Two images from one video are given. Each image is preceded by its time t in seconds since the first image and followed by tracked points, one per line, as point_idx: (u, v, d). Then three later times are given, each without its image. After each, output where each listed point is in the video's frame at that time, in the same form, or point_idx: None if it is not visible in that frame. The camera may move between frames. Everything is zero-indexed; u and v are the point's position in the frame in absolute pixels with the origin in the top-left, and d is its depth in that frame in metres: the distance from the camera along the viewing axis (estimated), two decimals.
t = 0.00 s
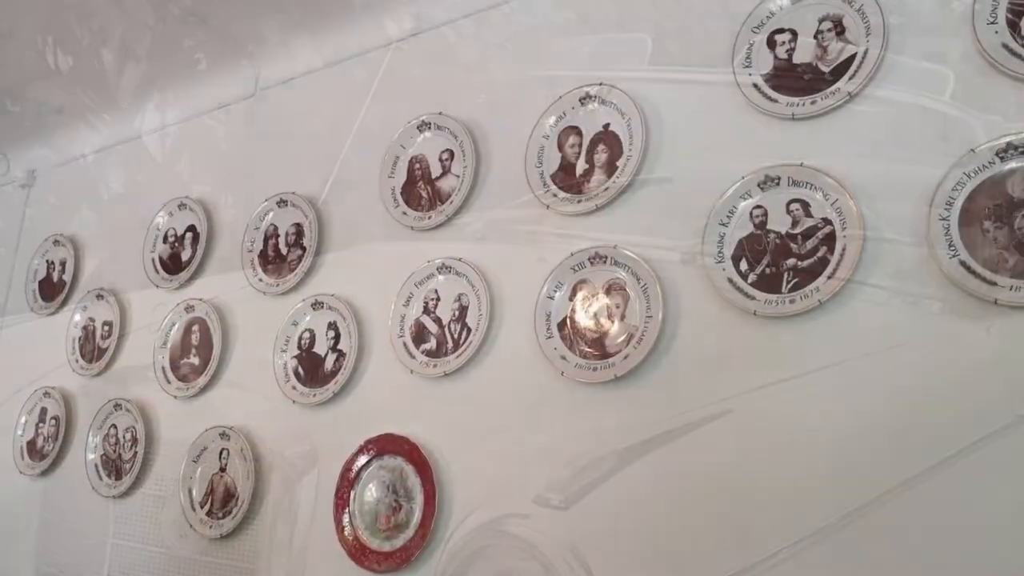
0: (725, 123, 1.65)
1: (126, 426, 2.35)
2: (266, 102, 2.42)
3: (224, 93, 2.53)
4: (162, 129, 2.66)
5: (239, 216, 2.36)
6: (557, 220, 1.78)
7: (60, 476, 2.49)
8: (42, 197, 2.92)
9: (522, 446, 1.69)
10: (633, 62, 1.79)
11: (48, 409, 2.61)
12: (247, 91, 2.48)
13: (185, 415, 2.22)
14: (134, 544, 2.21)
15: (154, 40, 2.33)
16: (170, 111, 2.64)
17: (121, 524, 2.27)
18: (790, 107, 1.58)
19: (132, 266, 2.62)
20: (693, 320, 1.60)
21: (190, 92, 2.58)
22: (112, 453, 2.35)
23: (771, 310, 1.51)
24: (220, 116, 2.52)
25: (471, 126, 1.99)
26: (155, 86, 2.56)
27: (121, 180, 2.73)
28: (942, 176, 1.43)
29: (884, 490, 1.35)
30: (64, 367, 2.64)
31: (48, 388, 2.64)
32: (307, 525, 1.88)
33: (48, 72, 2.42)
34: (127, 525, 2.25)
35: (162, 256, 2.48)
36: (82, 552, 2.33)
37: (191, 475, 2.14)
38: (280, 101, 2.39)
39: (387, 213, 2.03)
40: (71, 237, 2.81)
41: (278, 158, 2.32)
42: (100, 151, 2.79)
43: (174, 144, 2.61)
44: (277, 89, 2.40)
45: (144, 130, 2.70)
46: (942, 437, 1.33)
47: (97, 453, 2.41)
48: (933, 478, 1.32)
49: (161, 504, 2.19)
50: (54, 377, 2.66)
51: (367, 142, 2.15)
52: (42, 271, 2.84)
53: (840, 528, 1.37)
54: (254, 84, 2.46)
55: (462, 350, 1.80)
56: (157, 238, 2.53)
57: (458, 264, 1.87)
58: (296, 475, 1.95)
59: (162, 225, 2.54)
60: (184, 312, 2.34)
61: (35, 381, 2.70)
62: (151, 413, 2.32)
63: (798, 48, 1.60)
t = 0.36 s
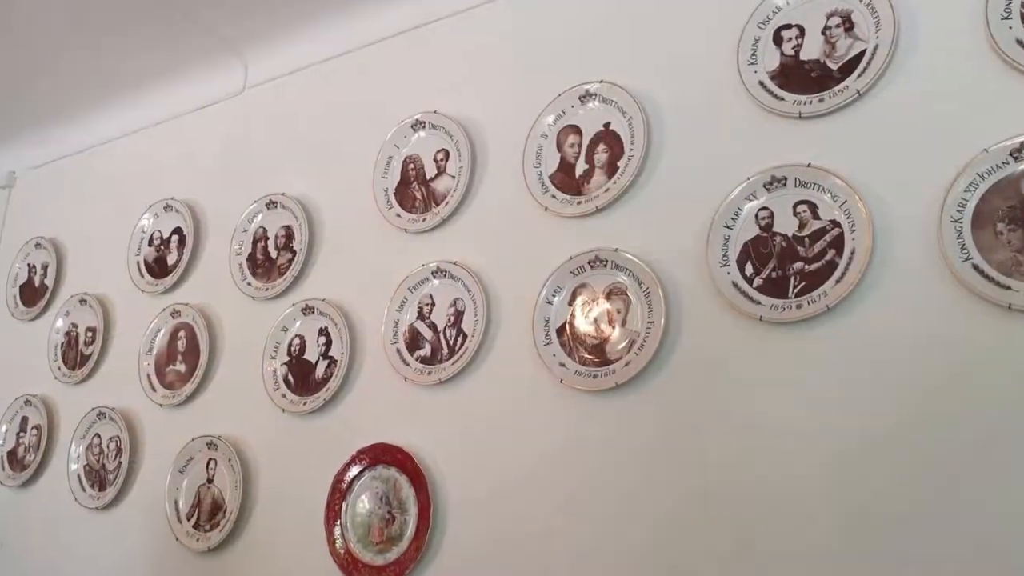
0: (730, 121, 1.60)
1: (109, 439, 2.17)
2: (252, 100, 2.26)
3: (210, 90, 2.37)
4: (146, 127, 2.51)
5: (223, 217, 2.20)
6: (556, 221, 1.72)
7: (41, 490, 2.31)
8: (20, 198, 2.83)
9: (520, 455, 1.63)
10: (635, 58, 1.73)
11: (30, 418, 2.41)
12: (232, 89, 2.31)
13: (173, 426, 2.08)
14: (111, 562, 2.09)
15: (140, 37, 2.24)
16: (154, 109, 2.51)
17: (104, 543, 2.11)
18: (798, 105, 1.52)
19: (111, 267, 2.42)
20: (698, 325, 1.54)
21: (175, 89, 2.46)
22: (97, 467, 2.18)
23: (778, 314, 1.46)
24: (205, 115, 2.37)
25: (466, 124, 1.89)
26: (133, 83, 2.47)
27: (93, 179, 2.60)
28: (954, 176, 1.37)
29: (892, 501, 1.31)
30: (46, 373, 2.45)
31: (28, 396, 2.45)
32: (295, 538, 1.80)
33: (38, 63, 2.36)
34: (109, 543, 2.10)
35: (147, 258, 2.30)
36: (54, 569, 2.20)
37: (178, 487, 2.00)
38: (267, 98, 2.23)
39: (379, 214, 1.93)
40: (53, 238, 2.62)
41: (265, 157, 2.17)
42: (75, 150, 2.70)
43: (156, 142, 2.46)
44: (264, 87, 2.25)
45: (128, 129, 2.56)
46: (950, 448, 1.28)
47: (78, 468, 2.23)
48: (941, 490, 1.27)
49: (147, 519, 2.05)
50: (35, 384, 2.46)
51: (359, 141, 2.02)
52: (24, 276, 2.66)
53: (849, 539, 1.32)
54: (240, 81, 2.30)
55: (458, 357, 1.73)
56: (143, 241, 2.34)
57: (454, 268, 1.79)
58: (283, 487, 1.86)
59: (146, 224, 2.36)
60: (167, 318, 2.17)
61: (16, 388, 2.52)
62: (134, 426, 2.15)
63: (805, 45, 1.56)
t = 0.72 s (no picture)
0: (735, 120, 1.54)
1: (92, 449, 2.11)
2: (240, 99, 2.21)
3: (198, 87, 2.31)
4: (135, 125, 2.43)
5: (209, 221, 2.15)
6: (554, 224, 1.66)
7: (19, 501, 2.25)
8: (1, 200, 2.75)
9: (517, 467, 1.57)
10: (636, 55, 1.68)
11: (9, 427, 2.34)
12: (219, 87, 2.25)
13: (159, 435, 2.02)
14: None
15: (125, 34, 2.18)
16: (144, 106, 2.44)
17: (85, 555, 2.05)
18: (805, 103, 1.47)
19: (93, 271, 2.36)
20: (701, 331, 1.48)
21: (164, 84, 2.38)
22: (78, 477, 2.12)
23: (785, 321, 1.40)
24: (191, 114, 2.30)
25: (461, 123, 1.84)
26: (117, 81, 2.40)
27: (77, 181, 2.52)
28: (969, 176, 1.32)
29: (905, 514, 1.25)
30: (25, 381, 2.38)
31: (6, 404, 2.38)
32: (284, 552, 1.74)
33: (23, 61, 2.30)
34: (92, 556, 2.04)
35: (131, 263, 2.24)
36: None
37: (162, 499, 1.94)
38: (255, 97, 2.18)
39: (371, 216, 1.87)
40: (35, 242, 2.55)
41: (253, 158, 2.12)
42: (57, 150, 2.63)
43: (143, 142, 2.39)
44: (253, 86, 2.19)
45: (116, 127, 2.48)
46: (965, 460, 1.23)
47: (58, 479, 2.17)
48: (955, 505, 1.22)
49: (131, 531, 1.99)
50: (15, 391, 2.40)
51: (348, 142, 1.97)
52: (4, 281, 2.59)
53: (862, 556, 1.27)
54: (228, 79, 2.24)
55: (453, 364, 1.67)
56: (126, 244, 2.28)
57: (449, 273, 1.73)
58: (272, 498, 1.79)
59: (129, 227, 2.30)
60: (153, 325, 2.12)
61: None
62: (118, 435, 2.09)
63: (813, 41, 1.50)
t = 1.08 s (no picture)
0: (738, 119, 1.49)
1: (73, 459, 2.05)
2: (226, 97, 2.15)
3: (184, 84, 2.24)
4: (129, 120, 2.34)
5: (194, 223, 2.09)
6: (551, 227, 1.61)
7: None
8: None
9: (514, 478, 1.52)
10: (636, 52, 1.62)
11: None
12: (205, 85, 2.19)
13: (143, 445, 1.96)
14: None
15: (108, 30, 2.12)
16: (138, 99, 2.35)
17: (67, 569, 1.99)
18: (813, 101, 1.42)
19: (73, 275, 2.29)
20: (704, 338, 1.43)
21: (157, 78, 2.30)
22: (59, 489, 2.06)
23: (793, 327, 1.35)
24: (177, 112, 2.24)
25: (456, 122, 1.78)
26: (99, 79, 2.33)
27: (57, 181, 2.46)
28: (983, 177, 1.27)
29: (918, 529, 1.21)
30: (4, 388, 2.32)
31: None
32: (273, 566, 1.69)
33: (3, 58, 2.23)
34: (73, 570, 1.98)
35: (115, 268, 2.18)
36: None
37: (147, 511, 1.88)
38: (242, 95, 2.12)
39: (363, 218, 1.82)
40: (15, 245, 2.49)
41: (240, 158, 2.06)
42: (37, 149, 2.55)
43: (135, 138, 2.31)
44: (240, 84, 2.13)
45: (108, 121, 2.40)
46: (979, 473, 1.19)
47: (38, 490, 2.11)
48: (970, 519, 1.18)
49: (114, 544, 1.93)
50: None
51: (337, 141, 1.91)
52: None
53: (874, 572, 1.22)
54: (214, 76, 2.18)
55: (448, 372, 1.62)
56: (109, 247, 2.22)
57: (443, 277, 1.68)
58: (261, 510, 1.74)
59: (111, 230, 2.24)
60: (137, 332, 2.06)
61: None
62: (101, 445, 2.03)
63: (820, 36, 1.45)
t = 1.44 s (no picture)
0: (744, 117, 1.44)
1: (54, 470, 1.99)
2: (213, 94, 2.09)
3: (170, 81, 2.18)
4: (131, 111, 2.25)
5: (179, 226, 2.03)
6: (547, 230, 1.56)
7: None
8: None
9: (510, 491, 1.46)
10: (638, 48, 1.57)
11: None
12: (190, 82, 2.13)
13: (126, 455, 1.90)
14: None
15: (89, 25, 2.07)
16: (123, 96, 2.28)
17: None
18: (821, 99, 1.36)
19: (55, 278, 2.24)
20: (709, 345, 1.37)
21: (154, 72, 2.22)
22: (39, 501, 2.00)
23: (800, 334, 1.30)
24: (162, 109, 2.18)
25: (452, 121, 1.73)
26: (83, 76, 2.27)
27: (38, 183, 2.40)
28: (1001, 177, 1.22)
29: (934, 545, 1.15)
30: None
31: None
32: None
33: None
34: None
35: (96, 272, 2.12)
36: None
37: (130, 524, 1.82)
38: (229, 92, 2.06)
39: (354, 220, 1.76)
40: None
41: (226, 158, 2.01)
42: (19, 148, 2.49)
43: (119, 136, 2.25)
44: (226, 81, 2.08)
45: (97, 118, 2.32)
46: (997, 486, 1.14)
47: (18, 503, 2.05)
48: (988, 535, 1.13)
49: (96, 558, 1.87)
50: None
51: (326, 141, 1.86)
52: None
53: None
54: (200, 73, 2.13)
55: (443, 380, 1.56)
56: (91, 251, 2.16)
57: (438, 282, 1.62)
58: (250, 523, 1.68)
59: (93, 234, 2.18)
60: (120, 339, 2.00)
61: None
62: (81, 455, 1.97)
63: (829, 31, 1.40)
